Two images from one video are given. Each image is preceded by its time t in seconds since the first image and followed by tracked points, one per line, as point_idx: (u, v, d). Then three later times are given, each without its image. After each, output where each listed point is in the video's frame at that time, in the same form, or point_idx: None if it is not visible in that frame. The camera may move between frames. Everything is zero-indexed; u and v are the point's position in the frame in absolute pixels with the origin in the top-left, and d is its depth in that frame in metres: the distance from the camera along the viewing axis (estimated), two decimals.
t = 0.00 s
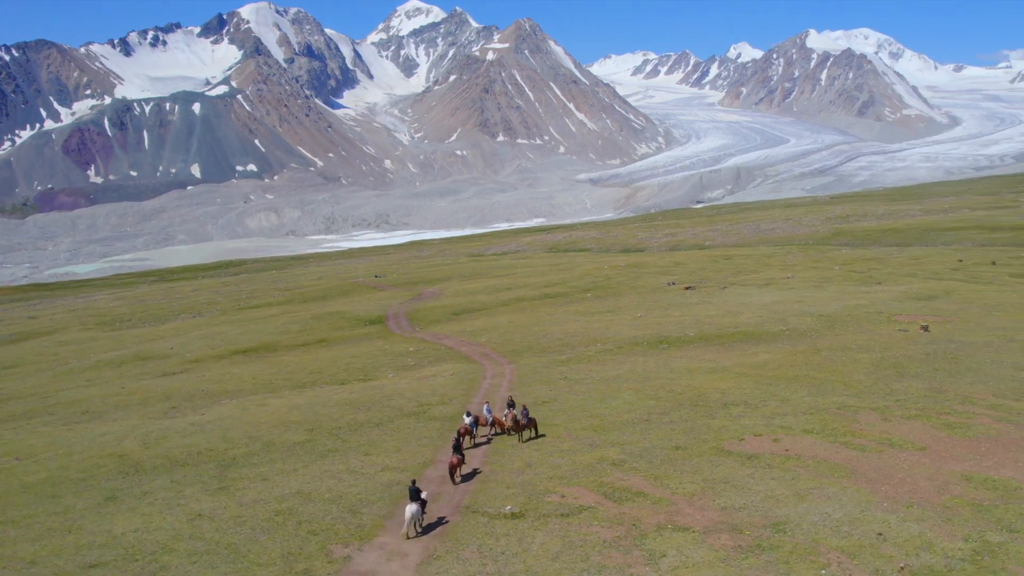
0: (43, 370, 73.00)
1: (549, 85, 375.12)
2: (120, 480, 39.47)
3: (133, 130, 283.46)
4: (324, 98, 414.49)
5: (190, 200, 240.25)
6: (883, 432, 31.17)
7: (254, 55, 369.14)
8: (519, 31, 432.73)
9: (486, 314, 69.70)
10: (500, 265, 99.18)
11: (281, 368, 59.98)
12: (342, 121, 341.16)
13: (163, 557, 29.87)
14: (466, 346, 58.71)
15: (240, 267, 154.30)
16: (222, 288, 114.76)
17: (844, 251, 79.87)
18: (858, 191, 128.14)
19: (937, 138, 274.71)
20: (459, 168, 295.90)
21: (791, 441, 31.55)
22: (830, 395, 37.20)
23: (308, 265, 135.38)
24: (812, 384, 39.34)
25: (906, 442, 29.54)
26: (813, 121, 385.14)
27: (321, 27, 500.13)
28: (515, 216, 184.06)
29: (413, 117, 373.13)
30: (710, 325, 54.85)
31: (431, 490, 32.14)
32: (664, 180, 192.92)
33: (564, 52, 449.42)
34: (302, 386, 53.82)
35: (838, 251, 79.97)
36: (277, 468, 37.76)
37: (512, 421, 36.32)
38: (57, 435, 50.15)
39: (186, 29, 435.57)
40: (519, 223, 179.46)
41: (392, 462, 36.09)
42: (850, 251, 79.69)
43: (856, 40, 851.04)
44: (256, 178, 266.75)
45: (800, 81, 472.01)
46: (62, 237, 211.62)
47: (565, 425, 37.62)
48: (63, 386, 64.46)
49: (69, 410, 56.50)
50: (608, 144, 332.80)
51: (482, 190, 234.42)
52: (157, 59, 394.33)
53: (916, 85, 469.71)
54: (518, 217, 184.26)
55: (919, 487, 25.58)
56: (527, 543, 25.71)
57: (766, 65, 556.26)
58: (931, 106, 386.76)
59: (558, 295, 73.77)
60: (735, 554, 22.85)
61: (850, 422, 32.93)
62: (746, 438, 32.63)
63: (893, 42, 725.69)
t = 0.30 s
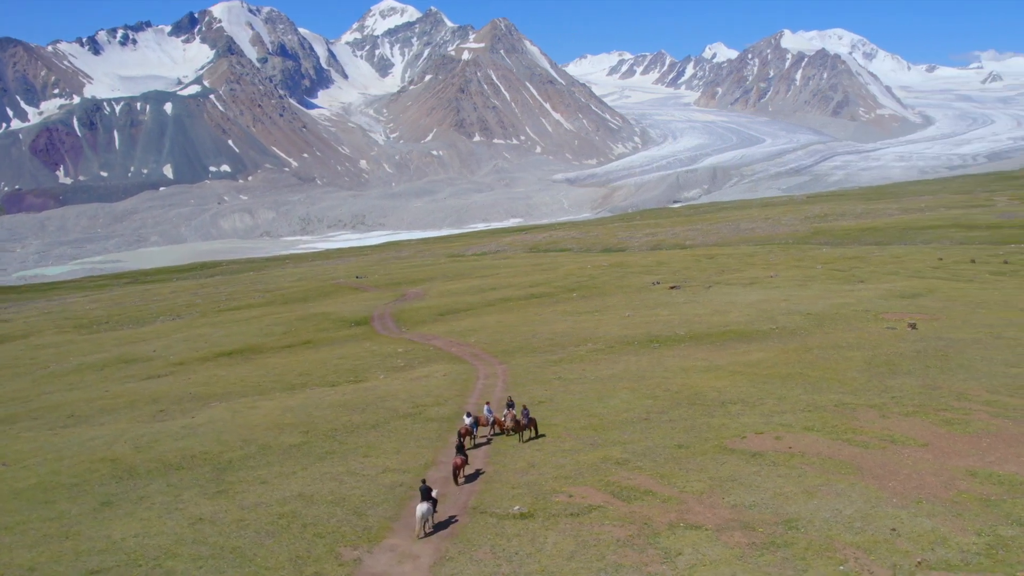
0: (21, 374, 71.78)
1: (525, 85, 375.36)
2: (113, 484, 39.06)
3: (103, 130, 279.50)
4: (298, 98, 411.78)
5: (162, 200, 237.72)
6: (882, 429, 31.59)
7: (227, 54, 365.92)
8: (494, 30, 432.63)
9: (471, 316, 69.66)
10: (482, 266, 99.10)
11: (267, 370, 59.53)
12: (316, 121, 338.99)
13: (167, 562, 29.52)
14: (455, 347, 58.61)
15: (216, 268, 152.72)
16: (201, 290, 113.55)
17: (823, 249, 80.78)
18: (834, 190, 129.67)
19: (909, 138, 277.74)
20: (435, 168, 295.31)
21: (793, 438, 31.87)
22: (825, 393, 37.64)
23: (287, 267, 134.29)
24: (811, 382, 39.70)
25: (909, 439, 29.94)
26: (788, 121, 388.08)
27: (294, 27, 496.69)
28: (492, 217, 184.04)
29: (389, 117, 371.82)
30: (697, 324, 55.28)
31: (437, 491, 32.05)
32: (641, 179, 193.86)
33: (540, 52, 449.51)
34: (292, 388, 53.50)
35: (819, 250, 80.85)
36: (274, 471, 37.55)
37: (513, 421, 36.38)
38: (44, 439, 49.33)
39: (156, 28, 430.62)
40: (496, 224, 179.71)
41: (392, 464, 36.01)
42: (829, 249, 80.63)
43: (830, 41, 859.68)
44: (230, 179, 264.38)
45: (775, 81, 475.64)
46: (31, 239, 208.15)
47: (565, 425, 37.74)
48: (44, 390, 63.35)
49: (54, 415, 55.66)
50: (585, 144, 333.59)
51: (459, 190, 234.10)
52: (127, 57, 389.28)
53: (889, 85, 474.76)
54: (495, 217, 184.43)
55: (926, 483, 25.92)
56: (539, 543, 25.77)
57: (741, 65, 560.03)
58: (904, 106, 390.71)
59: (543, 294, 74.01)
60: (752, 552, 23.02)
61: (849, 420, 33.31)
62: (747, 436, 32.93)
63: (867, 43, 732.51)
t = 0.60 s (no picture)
0: None
1: (501, 85, 375.44)
2: (106, 489, 38.53)
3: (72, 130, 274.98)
4: (272, 98, 408.74)
5: (134, 202, 234.96)
6: (882, 425, 31.97)
7: (199, 54, 362.42)
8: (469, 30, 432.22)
9: (458, 316, 69.54)
10: (464, 266, 98.91)
11: (255, 372, 59.07)
12: (290, 121, 336.69)
13: (172, 567, 29.18)
14: (444, 348, 58.49)
15: (190, 270, 151.03)
16: (178, 292, 112.29)
17: (804, 248, 81.49)
18: (813, 189, 130.82)
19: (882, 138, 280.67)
20: (411, 168, 294.51)
21: (795, 436, 32.18)
22: (821, 390, 38.07)
23: (266, 267, 133.16)
24: (805, 380, 40.06)
25: (910, 435, 30.32)
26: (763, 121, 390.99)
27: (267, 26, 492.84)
28: (469, 217, 184.07)
29: (364, 117, 370.07)
30: (686, 323, 55.60)
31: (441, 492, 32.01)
32: (618, 179, 194.69)
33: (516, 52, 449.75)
34: (282, 390, 53.15)
35: (799, 249, 81.66)
36: (272, 474, 37.28)
37: (512, 421, 36.44)
38: (30, 444, 48.56)
39: (126, 26, 425.37)
40: (473, 224, 179.83)
41: (393, 466, 35.97)
42: (810, 248, 81.44)
43: (805, 40, 866.98)
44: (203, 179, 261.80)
45: (750, 81, 478.97)
46: None
47: (564, 425, 37.83)
48: (25, 394, 62.30)
49: (38, 419, 54.75)
50: (561, 144, 334.06)
51: (435, 190, 233.72)
52: (96, 56, 384.07)
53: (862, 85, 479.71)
54: (472, 217, 184.52)
55: (932, 479, 26.28)
56: (554, 544, 25.82)
57: (717, 66, 563.42)
58: (877, 106, 394.73)
59: (528, 294, 74.10)
60: (765, 549, 23.21)
61: (849, 416, 33.64)
62: (749, 434, 33.19)
63: (841, 43, 738.94)
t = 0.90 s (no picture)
0: None
1: (477, 85, 375.12)
2: (99, 496, 37.94)
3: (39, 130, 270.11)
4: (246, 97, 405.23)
5: (104, 203, 232.02)
6: (882, 422, 32.38)
7: (170, 53, 358.50)
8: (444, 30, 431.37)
9: (444, 317, 69.45)
10: (446, 266, 98.72)
11: (242, 375, 58.55)
12: (263, 121, 334.11)
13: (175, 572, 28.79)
14: (434, 348, 58.38)
15: (163, 273, 149.25)
16: (155, 294, 110.94)
17: (785, 247, 82.25)
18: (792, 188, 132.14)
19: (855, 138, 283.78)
20: (386, 168, 293.50)
21: (797, 433, 32.50)
22: (816, 388, 38.47)
23: (243, 269, 131.95)
24: (800, 378, 40.48)
25: (911, 432, 30.76)
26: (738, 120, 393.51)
27: (239, 25, 488.49)
28: (445, 217, 184.07)
29: (338, 117, 368.01)
30: (675, 322, 55.93)
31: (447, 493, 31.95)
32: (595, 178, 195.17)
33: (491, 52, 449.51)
34: (272, 392, 52.78)
35: (780, 248, 82.42)
36: (270, 477, 37.02)
37: (513, 422, 36.47)
38: (15, 449, 47.72)
39: (95, 25, 419.50)
40: (450, 224, 179.86)
41: (394, 467, 35.91)
42: (790, 247, 82.25)
43: (781, 40, 872.33)
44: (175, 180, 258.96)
45: (726, 81, 481.74)
46: None
47: (562, 424, 37.93)
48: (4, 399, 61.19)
49: (21, 423, 53.77)
50: (538, 144, 334.37)
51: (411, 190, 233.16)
52: (63, 54, 378.49)
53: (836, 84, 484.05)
54: (448, 217, 184.47)
55: (938, 474, 26.66)
56: (567, 542, 25.89)
57: (692, 65, 566.65)
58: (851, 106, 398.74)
59: (513, 294, 74.15)
60: (780, 546, 23.41)
61: (848, 414, 34.00)
62: (750, 432, 33.46)
63: (816, 43, 744.88)
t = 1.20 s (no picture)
0: None
1: (452, 84, 374.05)
2: (94, 501, 37.42)
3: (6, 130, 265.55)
4: (217, 98, 401.53)
5: (74, 204, 229.08)
6: (882, 419, 32.77)
7: (140, 52, 354.44)
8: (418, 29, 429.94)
9: (430, 317, 69.34)
10: (428, 267, 98.44)
11: (228, 378, 58.01)
12: (236, 121, 331.37)
13: None
14: (422, 350, 58.22)
15: (138, 274, 147.51)
16: (132, 296, 109.60)
17: (766, 247, 82.92)
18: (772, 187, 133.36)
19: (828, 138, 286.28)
20: (360, 168, 292.12)
21: (799, 431, 32.79)
22: (811, 386, 38.90)
23: (221, 270, 130.61)
24: (795, 376, 40.82)
25: (912, 429, 31.16)
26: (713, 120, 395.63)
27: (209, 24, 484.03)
28: (422, 217, 183.87)
29: (312, 117, 365.71)
30: (664, 321, 56.24)
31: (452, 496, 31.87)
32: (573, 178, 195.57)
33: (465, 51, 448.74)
34: (262, 394, 52.39)
35: (761, 247, 83.09)
36: (268, 480, 36.76)
37: (514, 422, 36.50)
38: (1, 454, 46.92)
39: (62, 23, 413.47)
40: (426, 224, 179.76)
41: (395, 469, 35.80)
42: (771, 246, 82.93)
43: (754, 41, 877.54)
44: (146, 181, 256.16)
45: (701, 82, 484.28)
46: None
47: (562, 424, 38.01)
48: None
49: (4, 428, 52.85)
50: (514, 144, 334.27)
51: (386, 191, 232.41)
52: (30, 53, 372.85)
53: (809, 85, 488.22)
54: (424, 218, 184.28)
55: (943, 470, 27.04)
56: (580, 542, 25.96)
57: (666, 66, 569.35)
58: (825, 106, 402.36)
59: (498, 294, 74.16)
60: (793, 543, 23.66)
61: (848, 413, 34.33)
62: (752, 431, 33.72)
63: (790, 44, 750.73)
